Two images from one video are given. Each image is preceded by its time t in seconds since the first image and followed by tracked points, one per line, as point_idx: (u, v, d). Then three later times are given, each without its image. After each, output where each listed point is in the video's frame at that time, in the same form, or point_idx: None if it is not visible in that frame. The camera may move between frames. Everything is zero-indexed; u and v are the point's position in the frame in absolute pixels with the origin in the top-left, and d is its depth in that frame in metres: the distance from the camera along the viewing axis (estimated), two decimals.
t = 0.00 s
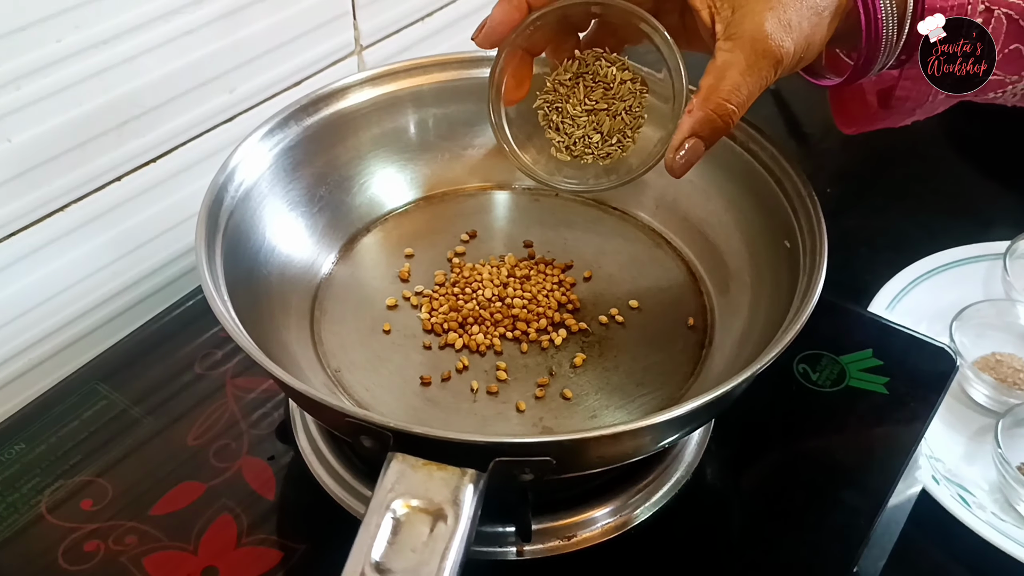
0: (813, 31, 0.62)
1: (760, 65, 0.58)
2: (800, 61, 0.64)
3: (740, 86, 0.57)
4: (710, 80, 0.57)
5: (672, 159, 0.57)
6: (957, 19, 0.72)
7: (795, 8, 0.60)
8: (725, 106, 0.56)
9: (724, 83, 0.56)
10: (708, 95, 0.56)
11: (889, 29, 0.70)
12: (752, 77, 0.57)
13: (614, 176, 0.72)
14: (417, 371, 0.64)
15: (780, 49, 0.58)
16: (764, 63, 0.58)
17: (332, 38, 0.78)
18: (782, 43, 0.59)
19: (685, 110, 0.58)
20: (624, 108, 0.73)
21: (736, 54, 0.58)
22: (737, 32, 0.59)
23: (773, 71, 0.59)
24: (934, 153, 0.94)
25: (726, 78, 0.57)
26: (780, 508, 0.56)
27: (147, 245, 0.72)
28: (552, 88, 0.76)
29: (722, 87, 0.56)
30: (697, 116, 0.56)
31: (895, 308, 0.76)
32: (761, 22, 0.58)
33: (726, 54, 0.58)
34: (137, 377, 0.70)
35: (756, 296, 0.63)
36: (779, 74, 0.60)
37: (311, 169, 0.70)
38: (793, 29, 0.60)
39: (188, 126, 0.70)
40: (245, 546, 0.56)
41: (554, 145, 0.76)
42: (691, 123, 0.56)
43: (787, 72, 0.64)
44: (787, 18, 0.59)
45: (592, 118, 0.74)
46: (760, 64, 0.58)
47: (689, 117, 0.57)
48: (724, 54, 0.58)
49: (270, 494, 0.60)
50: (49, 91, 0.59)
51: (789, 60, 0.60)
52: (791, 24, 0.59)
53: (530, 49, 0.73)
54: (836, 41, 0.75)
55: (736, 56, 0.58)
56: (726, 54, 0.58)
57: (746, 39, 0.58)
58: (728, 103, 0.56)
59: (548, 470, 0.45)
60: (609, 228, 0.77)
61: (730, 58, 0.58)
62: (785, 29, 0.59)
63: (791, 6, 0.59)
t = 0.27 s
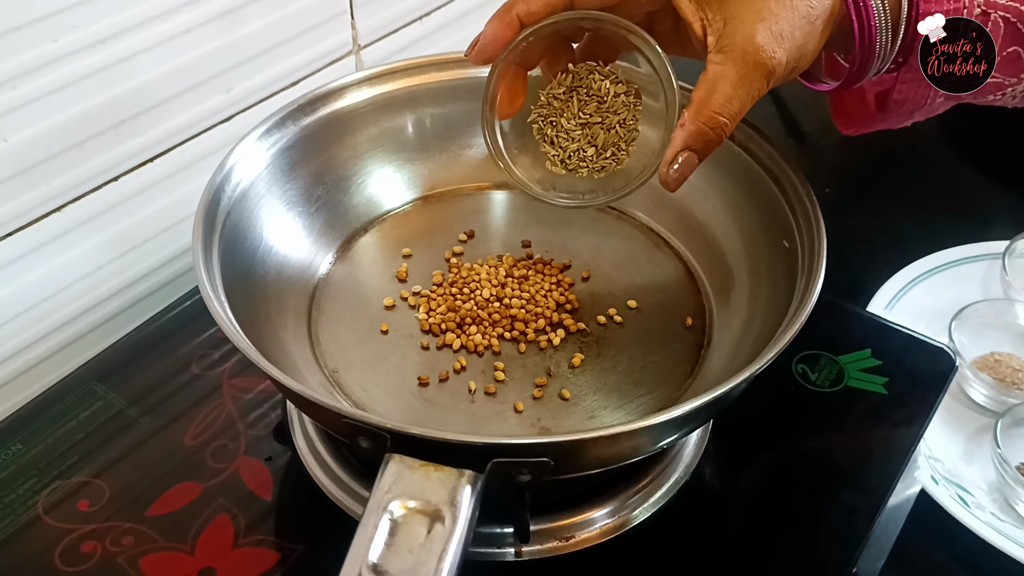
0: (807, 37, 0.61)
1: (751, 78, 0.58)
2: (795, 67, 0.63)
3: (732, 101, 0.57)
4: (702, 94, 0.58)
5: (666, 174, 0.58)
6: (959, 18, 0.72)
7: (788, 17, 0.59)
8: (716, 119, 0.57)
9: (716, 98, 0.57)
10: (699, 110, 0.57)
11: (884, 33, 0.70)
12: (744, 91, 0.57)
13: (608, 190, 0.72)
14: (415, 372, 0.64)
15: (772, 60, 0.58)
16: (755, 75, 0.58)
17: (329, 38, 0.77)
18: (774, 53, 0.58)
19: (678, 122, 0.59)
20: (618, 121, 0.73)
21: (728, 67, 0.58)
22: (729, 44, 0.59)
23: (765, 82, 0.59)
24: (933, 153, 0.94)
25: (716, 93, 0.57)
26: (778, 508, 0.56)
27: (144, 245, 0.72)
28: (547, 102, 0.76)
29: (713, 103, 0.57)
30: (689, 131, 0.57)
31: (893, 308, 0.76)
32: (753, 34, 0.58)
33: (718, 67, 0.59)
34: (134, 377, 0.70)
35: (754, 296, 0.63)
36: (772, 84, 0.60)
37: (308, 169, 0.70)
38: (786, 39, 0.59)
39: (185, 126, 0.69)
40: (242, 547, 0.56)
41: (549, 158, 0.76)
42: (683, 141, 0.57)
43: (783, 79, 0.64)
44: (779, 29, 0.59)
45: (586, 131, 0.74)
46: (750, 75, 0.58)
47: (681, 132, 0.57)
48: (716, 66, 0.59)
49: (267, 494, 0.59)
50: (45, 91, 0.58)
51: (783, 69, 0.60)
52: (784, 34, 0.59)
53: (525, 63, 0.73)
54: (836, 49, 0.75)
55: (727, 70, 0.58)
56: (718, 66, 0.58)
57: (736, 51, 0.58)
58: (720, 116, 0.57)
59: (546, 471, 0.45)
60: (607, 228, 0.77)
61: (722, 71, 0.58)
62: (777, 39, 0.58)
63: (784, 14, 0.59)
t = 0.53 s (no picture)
0: (798, 27, 0.61)
1: (741, 65, 0.57)
2: (785, 57, 0.63)
3: (721, 87, 0.56)
4: (692, 80, 0.57)
5: (655, 161, 0.57)
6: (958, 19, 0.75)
7: (779, 6, 0.59)
8: (707, 106, 0.56)
9: (706, 84, 0.56)
10: (689, 97, 0.56)
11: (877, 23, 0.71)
12: (734, 79, 0.57)
13: (599, 178, 0.72)
14: (409, 372, 0.63)
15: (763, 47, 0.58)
16: (745, 62, 0.57)
17: (324, 35, 0.77)
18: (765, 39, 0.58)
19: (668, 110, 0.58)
20: (607, 107, 0.73)
21: (718, 54, 0.57)
22: (720, 31, 0.58)
23: (755, 69, 0.58)
24: (930, 151, 0.93)
25: (706, 80, 0.56)
26: (775, 508, 0.56)
27: (137, 244, 0.71)
28: (535, 86, 0.75)
29: (702, 89, 0.56)
30: (678, 117, 0.56)
31: (891, 307, 0.75)
32: (744, 21, 0.58)
33: (708, 53, 0.58)
34: (127, 377, 0.69)
35: (751, 295, 0.63)
36: (763, 72, 0.60)
37: (302, 167, 0.69)
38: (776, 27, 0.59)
39: (178, 124, 0.69)
40: (236, 548, 0.55)
41: (538, 144, 0.75)
42: (672, 126, 0.56)
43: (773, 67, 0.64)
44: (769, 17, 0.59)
45: (574, 118, 0.73)
46: (740, 63, 0.57)
47: (671, 119, 0.56)
48: (707, 53, 0.58)
49: (261, 496, 0.59)
50: (36, 89, 0.58)
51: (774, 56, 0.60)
52: (776, 22, 0.59)
53: (514, 48, 0.72)
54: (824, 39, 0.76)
55: (718, 57, 0.57)
56: (709, 54, 0.58)
57: (726, 38, 0.57)
58: (710, 103, 0.56)
59: (541, 472, 0.44)
60: (603, 227, 0.76)
61: (712, 58, 0.57)
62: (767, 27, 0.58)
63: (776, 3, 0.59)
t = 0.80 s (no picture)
0: (795, 22, 0.63)
1: (742, 60, 0.58)
2: (784, 53, 0.64)
3: (722, 82, 0.56)
4: (693, 76, 0.57)
5: (656, 159, 0.57)
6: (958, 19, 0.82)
7: (777, 3, 0.60)
8: (706, 103, 0.55)
9: (706, 79, 0.56)
10: (689, 94, 0.56)
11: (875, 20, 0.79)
12: (734, 74, 0.57)
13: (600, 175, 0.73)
14: (404, 374, 0.63)
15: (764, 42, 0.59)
16: (745, 57, 0.58)
17: (319, 34, 0.76)
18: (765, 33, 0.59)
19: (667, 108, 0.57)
20: (607, 103, 0.72)
21: (718, 50, 0.58)
22: (720, 28, 0.59)
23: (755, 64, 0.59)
24: (927, 151, 0.93)
25: (707, 76, 0.56)
26: (772, 510, 0.55)
27: (131, 244, 0.71)
28: (535, 82, 0.74)
29: (703, 85, 0.56)
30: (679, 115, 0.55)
31: (888, 308, 0.75)
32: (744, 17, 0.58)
33: (708, 50, 0.58)
34: (120, 379, 0.69)
35: (748, 297, 0.62)
36: (764, 67, 0.60)
37: (296, 167, 0.69)
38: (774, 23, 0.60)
39: (172, 124, 0.68)
40: (229, 551, 0.55)
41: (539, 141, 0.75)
42: (675, 124, 0.56)
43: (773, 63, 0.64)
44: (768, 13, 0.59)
45: (574, 114, 0.73)
46: (740, 59, 0.57)
47: (672, 117, 0.56)
48: (707, 49, 0.58)
49: (255, 498, 0.58)
50: (28, 88, 0.57)
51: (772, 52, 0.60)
52: (775, 17, 0.60)
53: (514, 44, 0.72)
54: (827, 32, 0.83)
55: (718, 54, 0.57)
56: (709, 50, 0.58)
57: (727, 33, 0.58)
58: (710, 101, 0.55)
59: (537, 475, 0.44)
60: (598, 227, 0.76)
61: (713, 54, 0.57)
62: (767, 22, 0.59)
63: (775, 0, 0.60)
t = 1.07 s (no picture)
0: None
1: (748, 67, 0.55)
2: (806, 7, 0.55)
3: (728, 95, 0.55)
4: (699, 88, 0.56)
5: (670, 165, 0.59)
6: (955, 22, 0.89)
7: None
8: (715, 113, 0.55)
9: (712, 92, 0.55)
10: (695, 108, 0.56)
11: None
12: (739, 83, 0.55)
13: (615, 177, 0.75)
14: (401, 374, 0.63)
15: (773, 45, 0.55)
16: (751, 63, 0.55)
17: (315, 34, 0.76)
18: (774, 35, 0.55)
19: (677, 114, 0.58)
20: (616, 103, 0.72)
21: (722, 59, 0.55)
22: (725, 32, 0.55)
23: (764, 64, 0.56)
24: (924, 151, 0.93)
25: (713, 88, 0.55)
26: (768, 510, 0.55)
27: (127, 244, 0.71)
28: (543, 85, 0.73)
29: (710, 98, 0.55)
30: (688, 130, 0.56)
31: (884, 308, 0.75)
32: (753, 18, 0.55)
33: (713, 60, 0.56)
34: (116, 379, 0.69)
35: (745, 296, 0.63)
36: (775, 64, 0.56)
37: (293, 167, 0.69)
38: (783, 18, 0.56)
39: (169, 123, 0.68)
40: (226, 551, 0.55)
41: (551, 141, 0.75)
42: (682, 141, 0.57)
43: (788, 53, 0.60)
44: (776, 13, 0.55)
45: (584, 117, 0.72)
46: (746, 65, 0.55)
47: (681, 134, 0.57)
48: (711, 58, 0.56)
49: (252, 498, 0.58)
50: (24, 87, 0.57)
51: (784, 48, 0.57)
52: (784, 12, 0.56)
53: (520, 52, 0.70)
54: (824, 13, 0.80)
55: (724, 61, 0.55)
56: (714, 59, 0.56)
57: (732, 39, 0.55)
58: (719, 110, 0.55)
59: (534, 475, 0.44)
60: (596, 227, 0.76)
61: (717, 63, 0.55)
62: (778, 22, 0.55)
63: None
